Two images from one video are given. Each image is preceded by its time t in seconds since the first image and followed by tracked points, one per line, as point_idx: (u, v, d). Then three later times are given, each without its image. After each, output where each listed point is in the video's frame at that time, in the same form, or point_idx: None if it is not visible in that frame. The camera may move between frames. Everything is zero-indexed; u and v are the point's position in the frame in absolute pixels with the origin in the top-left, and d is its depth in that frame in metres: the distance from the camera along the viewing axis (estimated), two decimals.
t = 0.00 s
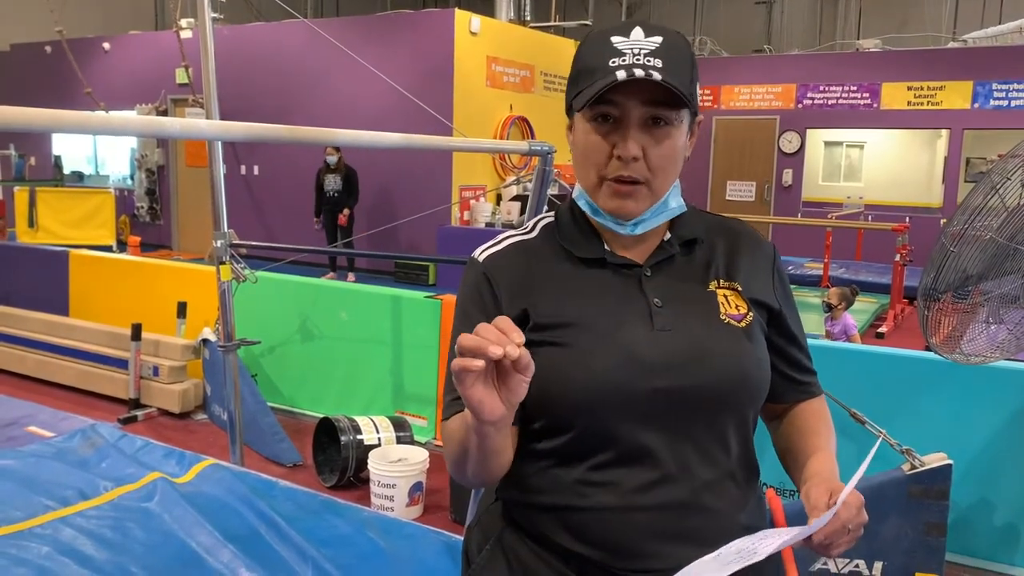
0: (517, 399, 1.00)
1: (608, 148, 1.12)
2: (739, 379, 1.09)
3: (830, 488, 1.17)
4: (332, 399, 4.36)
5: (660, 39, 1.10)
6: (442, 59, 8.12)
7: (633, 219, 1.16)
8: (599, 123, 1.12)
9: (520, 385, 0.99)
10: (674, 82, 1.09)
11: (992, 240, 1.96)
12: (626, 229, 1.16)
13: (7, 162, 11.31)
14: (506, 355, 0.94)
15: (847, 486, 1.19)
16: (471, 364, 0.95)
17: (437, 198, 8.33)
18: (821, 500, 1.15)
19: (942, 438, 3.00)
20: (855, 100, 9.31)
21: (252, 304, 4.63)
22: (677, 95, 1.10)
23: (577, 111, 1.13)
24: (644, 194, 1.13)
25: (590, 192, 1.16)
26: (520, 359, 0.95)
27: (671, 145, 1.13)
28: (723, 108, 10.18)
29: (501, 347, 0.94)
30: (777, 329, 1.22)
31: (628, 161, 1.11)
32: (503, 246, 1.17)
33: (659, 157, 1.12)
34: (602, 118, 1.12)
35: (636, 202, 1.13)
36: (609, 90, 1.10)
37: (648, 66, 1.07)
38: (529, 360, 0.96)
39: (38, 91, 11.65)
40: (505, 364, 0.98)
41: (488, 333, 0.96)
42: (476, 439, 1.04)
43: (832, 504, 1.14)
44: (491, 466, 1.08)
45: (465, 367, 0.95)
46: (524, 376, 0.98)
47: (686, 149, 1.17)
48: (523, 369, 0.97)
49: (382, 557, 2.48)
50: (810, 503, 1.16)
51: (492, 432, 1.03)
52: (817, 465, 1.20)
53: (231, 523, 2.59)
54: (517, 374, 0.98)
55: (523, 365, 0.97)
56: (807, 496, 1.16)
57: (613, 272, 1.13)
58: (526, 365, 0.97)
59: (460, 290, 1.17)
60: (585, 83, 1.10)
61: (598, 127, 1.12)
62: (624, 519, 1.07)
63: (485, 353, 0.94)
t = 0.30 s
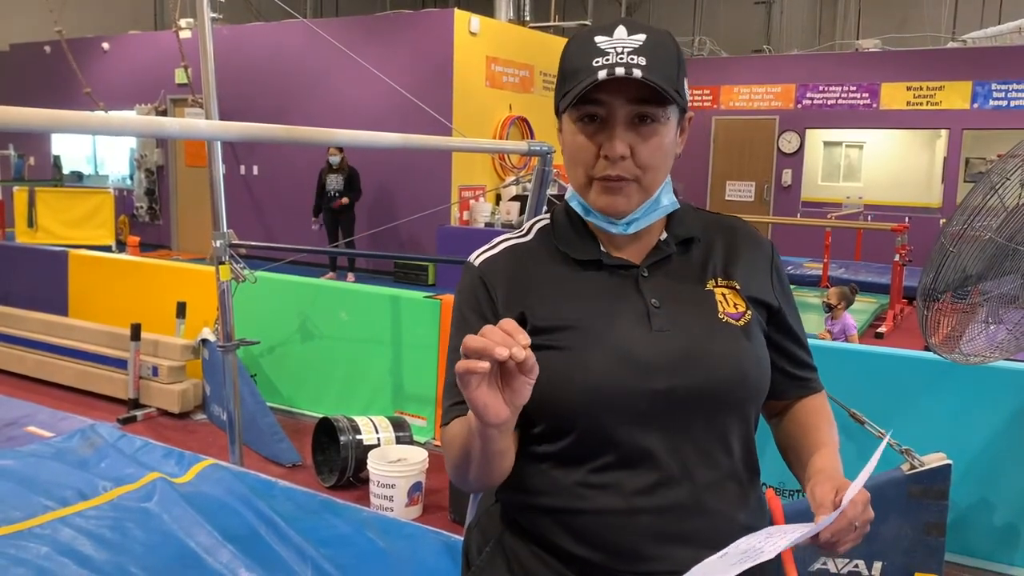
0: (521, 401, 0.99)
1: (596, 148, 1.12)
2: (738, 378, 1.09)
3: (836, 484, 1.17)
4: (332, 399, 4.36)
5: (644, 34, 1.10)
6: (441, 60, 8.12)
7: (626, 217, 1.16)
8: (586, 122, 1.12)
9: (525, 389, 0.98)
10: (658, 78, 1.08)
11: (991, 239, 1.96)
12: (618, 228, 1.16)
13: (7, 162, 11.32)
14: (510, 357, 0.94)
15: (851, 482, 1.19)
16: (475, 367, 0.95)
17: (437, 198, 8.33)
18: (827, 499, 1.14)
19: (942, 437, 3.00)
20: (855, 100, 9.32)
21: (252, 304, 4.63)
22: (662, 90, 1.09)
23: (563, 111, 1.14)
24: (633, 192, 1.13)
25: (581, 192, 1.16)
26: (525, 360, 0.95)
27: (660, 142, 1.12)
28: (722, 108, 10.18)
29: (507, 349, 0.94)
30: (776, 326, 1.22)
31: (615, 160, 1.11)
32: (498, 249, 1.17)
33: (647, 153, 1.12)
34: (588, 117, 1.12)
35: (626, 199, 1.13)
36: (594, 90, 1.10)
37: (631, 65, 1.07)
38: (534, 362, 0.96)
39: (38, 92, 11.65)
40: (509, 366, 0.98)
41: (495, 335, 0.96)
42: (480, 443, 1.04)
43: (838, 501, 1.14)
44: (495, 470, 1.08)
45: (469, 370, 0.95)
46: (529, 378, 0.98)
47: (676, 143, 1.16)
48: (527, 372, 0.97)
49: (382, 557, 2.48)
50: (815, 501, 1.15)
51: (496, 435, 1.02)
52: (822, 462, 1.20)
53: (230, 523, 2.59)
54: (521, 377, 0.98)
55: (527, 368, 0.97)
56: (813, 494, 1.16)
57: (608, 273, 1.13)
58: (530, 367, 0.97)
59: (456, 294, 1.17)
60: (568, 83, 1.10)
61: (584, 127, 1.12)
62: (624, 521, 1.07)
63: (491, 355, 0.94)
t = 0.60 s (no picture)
0: (521, 404, 0.99)
1: (595, 158, 1.12)
2: (738, 377, 1.09)
3: (832, 483, 1.16)
4: (332, 399, 4.36)
5: (646, 45, 1.09)
6: (441, 60, 8.12)
7: (624, 225, 1.14)
8: (585, 132, 1.12)
9: (524, 391, 0.98)
10: (659, 90, 1.08)
11: (991, 240, 1.95)
12: (616, 236, 1.15)
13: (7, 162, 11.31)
14: (506, 359, 0.94)
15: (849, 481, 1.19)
16: (472, 369, 0.95)
17: (436, 198, 8.33)
18: (823, 497, 1.14)
19: (941, 438, 3.00)
20: (854, 101, 9.32)
21: (251, 305, 4.63)
22: (662, 102, 1.09)
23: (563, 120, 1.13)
24: (631, 202, 1.13)
25: (578, 200, 1.16)
26: (522, 363, 0.95)
27: (659, 153, 1.12)
28: (722, 109, 10.19)
29: (503, 352, 0.94)
30: (775, 325, 1.22)
31: (614, 171, 1.11)
32: (496, 251, 1.17)
33: (646, 165, 1.12)
34: (588, 127, 1.12)
35: (624, 209, 1.12)
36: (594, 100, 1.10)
37: (631, 75, 1.07)
38: (532, 364, 0.97)
39: (38, 92, 11.65)
40: (507, 368, 0.98)
41: (492, 337, 0.97)
42: (480, 444, 1.04)
43: (835, 499, 1.14)
44: (496, 472, 1.08)
45: (466, 373, 0.95)
46: (527, 381, 0.98)
47: (676, 154, 1.16)
48: (526, 375, 0.97)
49: (381, 557, 2.48)
50: (812, 500, 1.15)
51: (496, 437, 1.02)
52: (819, 460, 1.20)
53: (229, 523, 2.59)
54: (520, 379, 0.98)
55: (525, 369, 0.97)
56: (808, 491, 1.16)
57: (607, 275, 1.13)
58: (528, 369, 0.97)
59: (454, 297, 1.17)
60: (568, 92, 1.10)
61: (584, 136, 1.12)
62: (625, 521, 1.07)
63: (488, 357, 0.94)
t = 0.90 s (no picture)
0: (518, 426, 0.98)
1: (608, 172, 1.09)
2: (738, 378, 1.09)
3: (842, 485, 1.17)
4: (331, 400, 4.36)
5: (654, 54, 1.11)
6: (441, 60, 8.13)
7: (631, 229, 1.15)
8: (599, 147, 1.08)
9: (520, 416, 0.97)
10: (670, 100, 1.09)
11: (990, 241, 1.96)
12: (622, 240, 1.16)
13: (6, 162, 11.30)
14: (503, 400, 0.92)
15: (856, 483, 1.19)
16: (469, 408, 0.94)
17: (436, 199, 8.33)
18: (833, 500, 1.14)
19: (941, 438, 3.00)
20: (853, 102, 9.33)
21: (251, 305, 4.63)
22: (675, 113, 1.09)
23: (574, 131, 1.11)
24: (643, 211, 1.11)
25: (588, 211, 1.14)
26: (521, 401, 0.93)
27: (670, 164, 1.11)
28: (722, 110, 10.19)
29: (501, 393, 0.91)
30: (776, 324, 1.22)
31: (628, 183, 1.09)
32: (496, 254, 1.17)
33: (660, 176, 1.10)
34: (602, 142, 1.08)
35: (635, 217, 1.11)
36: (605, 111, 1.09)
37: (644, 86, 1.08)
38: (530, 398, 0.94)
39: (37, 92, 11.65)
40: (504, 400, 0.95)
41: (489, 373, 0.93)
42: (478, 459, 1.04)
43: (844, 503, 1.14)
44: (496, 479, 1.08)
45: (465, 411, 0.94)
46: (524, 409, 0.96)
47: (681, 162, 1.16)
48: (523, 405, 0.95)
49: (380, 557, 2.49)
50: (821, 502, 1.15)
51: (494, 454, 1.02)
52: (827, 461, 1.20)
53: (228, 523, 2.59)
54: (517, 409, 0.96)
55: (522, 403, 0.94)
56: (819, 494, 1.16)
57: (607, 277, 1.13)
58: (526, 400, 0.94)
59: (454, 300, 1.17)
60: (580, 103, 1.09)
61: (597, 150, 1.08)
62: (625, 523, 1.07)
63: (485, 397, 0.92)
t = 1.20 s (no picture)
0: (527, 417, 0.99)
1: (687, 163, 1.06)
2: (740, 377, 1.10)
3: (856, 481, 1.18)
4: (330, 400, 4.36)
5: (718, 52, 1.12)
6: (440, 61, 8.13)
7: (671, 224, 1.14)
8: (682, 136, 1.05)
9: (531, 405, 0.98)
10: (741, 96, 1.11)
11: (988, 242, 1.96)
12: (664, 235, 1.14)
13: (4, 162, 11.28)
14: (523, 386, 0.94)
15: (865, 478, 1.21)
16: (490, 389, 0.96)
17: (434, 200, 8.34)
18: (847, 494, 1.16)
19: (940, 439, 3.00)
20: (852, 103, 9.34)
21: (250, 306, 4.63)
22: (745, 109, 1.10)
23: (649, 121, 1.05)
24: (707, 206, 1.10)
25: (650, 207, 1.09)
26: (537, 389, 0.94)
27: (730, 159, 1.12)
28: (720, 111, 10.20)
29: (522, 379, 0.93)
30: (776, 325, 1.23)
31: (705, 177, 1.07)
32: (504, 244, 1.16)
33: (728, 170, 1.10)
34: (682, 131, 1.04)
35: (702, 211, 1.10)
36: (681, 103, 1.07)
37: (721, 80, 1.09)
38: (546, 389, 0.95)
39: (36, 92, 11.65)
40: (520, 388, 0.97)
41: (510, 359, 0.95)
42: (480, 444, 1.04)
43: (859, 497, 1.16)
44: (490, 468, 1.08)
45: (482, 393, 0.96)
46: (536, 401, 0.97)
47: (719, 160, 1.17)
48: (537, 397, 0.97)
49: (379, 558, 2.48)
50: (832, 495, 1.16)
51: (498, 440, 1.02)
52: (832, 456, 1.21)
53: (227, 524, 2.59)
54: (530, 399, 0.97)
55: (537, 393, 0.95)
56: (830, 487, 1.17)
57: (618, 271, 1.13)
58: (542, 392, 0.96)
59: (460, 289, 1.16)
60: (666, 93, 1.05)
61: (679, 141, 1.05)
62: (626, 521, 1.07)
63: (507, 382, 0.94)
